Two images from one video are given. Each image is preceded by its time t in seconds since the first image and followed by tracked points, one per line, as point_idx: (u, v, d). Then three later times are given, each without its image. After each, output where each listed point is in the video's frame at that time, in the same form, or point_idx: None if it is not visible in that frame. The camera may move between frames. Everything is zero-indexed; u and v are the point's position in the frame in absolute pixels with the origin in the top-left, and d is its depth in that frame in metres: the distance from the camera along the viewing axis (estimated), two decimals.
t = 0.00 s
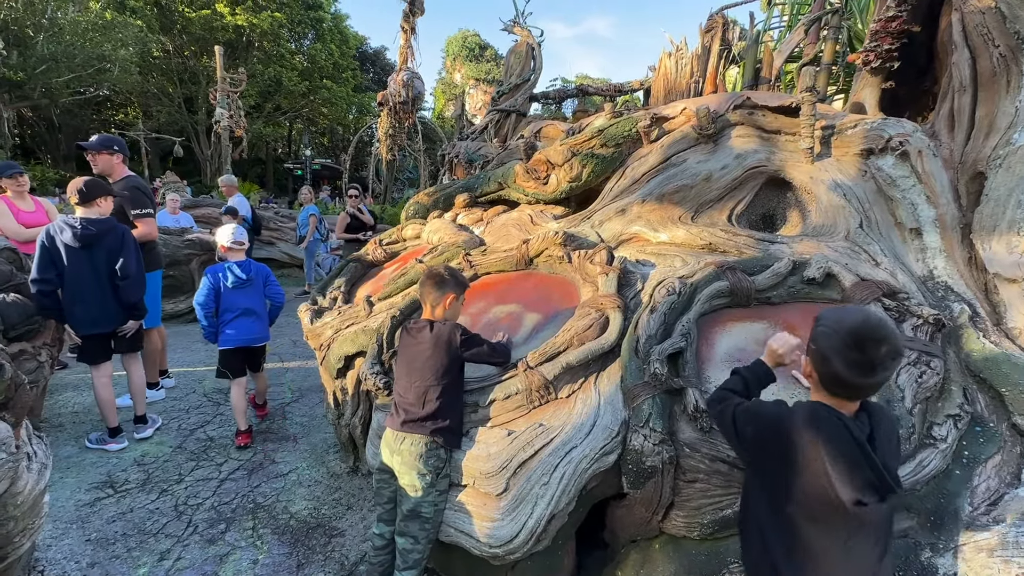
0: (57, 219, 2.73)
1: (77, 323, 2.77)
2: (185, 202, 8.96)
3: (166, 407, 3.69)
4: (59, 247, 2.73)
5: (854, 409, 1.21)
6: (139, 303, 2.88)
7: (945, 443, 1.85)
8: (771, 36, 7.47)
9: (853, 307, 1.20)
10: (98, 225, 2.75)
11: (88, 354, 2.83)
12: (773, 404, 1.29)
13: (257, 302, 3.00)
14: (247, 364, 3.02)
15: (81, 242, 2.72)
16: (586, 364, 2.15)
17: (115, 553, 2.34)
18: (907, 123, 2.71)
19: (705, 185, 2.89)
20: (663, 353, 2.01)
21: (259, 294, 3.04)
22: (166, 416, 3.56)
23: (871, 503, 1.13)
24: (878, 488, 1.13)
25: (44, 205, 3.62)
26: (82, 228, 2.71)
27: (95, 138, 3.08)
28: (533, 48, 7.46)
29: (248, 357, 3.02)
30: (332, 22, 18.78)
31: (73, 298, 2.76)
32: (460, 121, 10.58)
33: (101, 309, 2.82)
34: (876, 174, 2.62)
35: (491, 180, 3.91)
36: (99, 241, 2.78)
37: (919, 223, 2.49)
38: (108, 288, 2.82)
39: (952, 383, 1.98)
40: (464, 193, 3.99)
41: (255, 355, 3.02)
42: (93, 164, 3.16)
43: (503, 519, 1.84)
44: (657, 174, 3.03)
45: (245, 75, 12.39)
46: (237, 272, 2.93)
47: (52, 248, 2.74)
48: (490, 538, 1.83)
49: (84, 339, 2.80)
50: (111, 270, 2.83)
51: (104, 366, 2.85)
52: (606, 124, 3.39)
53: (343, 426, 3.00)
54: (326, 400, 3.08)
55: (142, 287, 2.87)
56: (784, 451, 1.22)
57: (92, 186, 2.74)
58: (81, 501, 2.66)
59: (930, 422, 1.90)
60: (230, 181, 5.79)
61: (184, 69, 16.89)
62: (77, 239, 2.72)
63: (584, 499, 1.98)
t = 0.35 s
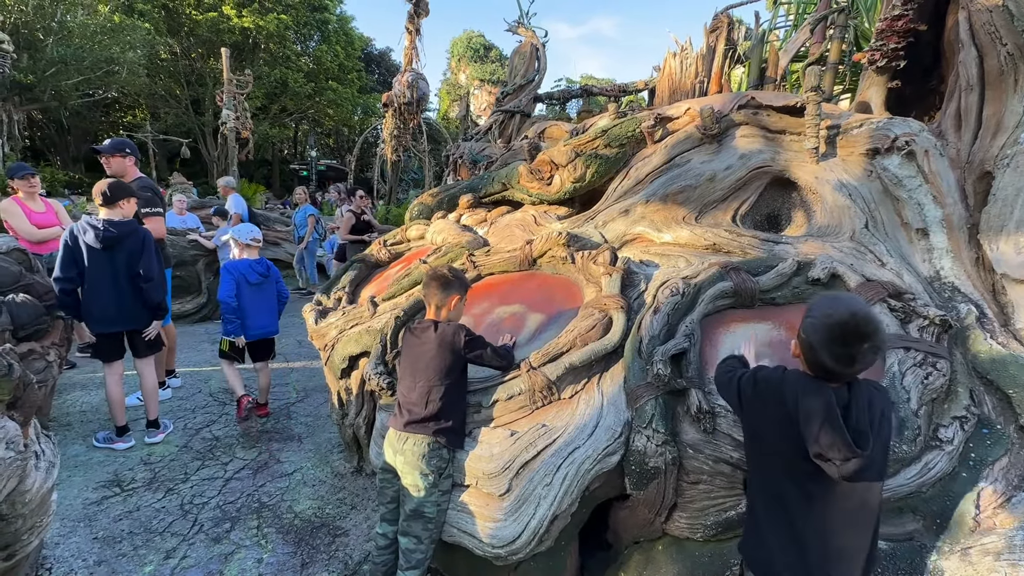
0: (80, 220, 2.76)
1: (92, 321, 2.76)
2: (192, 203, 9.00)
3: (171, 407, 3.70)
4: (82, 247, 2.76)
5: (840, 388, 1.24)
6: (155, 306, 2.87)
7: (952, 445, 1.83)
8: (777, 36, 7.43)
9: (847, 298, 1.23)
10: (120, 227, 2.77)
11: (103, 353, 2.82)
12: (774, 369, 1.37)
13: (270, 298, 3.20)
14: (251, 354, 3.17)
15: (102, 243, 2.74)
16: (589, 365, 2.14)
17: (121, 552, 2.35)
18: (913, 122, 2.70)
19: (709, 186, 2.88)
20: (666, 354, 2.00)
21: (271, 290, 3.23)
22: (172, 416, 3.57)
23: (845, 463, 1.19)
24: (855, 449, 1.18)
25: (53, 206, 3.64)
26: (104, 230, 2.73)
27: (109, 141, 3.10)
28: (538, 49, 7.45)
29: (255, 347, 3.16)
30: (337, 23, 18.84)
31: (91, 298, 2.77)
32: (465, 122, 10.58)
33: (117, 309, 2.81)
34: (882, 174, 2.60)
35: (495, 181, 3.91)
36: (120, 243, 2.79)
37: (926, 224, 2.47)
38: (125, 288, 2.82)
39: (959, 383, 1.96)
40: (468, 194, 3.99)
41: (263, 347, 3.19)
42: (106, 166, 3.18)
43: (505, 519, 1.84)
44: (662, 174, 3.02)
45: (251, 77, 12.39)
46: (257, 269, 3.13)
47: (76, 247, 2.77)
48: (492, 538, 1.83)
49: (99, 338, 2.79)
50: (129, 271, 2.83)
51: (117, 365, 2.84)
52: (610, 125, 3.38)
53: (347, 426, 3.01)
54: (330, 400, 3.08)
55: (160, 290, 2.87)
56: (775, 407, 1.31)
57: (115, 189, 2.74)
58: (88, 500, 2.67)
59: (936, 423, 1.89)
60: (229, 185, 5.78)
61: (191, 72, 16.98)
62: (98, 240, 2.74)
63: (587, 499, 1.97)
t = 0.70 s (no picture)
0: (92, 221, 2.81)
1: (97, 318, 2.76)
2: (192, 203, 9.00)
3: (172, 406, 3.69)
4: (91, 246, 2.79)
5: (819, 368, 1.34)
6: (162, 306, 2.87)
7: (954, 443, 1.82)
8: (778, 34, 7.41)
9: (825, 287, 1.34)
10: (128, 227, 2.78)
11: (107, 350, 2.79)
12: (756, 356, 1.43)
13: (264, 292, 3.21)
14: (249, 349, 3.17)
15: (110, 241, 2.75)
16: (590, 364, 2.14)
17: (122, 550, 2.35)
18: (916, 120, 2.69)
19: (710, 184, 2.87)
20: (667, 352, 1.99)
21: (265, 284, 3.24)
22: (173, 415, 3.57)
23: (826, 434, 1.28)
24: (832, 422, 1.28)
25: (54, 205, 3.64)
26: (112, 229, 2.75)
27: (111, 141, 3.10)
28: (539, 47, 7.44)
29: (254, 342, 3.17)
30: (338, 23, 18.84)
31: (98, 297, 2.77)
32: (466, 121, 10.57)
33: (121, 308, 2.79)
34: (884, 172, 2.60)
35: (496, 180, 3.90)
36: (129, 243, 2.79)
37: (928, 222, 2.46)
38: (130, 286, 2.79)
39: (960, 381, 1.95)
40: (468, 193, 3.99)
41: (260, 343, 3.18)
42: (109, 166, 3.18)
43: (506, 518, 1.83)
44: (662, 173, 3.01)
45: (252, 75, 12.31)
46: (248, 263, 3.13)
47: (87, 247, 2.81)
48: (493, 537, 1.83)
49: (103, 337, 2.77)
50: (138, 272, 2.81)
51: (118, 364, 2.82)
52: (611, 124, 3.37)
53: (347, 425, 3.00)
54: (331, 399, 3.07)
55: (166, 290, 2.84)
56: (760, 389, 1.37)
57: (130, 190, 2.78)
58: (89, 499, 2.67)
59: (938, 422, 1.88)
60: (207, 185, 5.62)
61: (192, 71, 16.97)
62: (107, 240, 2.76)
63: (588, 498, 1.97)
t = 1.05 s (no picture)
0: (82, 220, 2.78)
1: (86, 317, 2.77)
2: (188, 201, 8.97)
3: (168, 405, 3.68)
4: (82, 244, 2.79)
5: (806, 371, 1.34)
6: (152, 307, 2.84)
7: (951, 442, 1.82)
8: (775, 33, 7.40)
9: (807, 288, 1.33)
10: (118, 227, 2.75)
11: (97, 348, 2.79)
12: (746, 360, 1.42)
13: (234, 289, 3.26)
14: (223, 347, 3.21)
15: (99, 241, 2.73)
16: (587, 362, 2.14)
17: (118, 550, 2.34)
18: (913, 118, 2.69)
19: (708, 183, 2.87)
20: (665, 351, 1.99)
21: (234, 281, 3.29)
22: (170, 414, 3.56)
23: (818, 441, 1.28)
24: (822, 429, 1.28)
25: (47, 202, 3.62)
26: (102, 229, 2.73)
27: (104, 139, 3.10)
28: (536, 45, 7.42)
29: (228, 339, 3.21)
30: (335, 20, 18.80)
31: (87, 296, 2.77)
32: (463, 119, 10.55)
33: (108, 308, 2.77)
34: (880, 170, 2.60)
35: (493, 178, 3.89)
36: (119, 243, 2.77)
37: (925, 221, 2.46)
38: (117, 287, 2.77)
39: (956, 380, 1.96)
40: (466, 191, 3.98)
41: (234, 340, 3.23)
42: (99, 163, 3.16)
43: (503, 517, 1.83)
44: (660, 171, 3.01)
45: (247, 73, 12.25)
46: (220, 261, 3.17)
47: (77, 245, 2.81)
48: (490, 536, 1.82)
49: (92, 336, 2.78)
50: (128, 273, 2.79)
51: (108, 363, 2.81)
52: (609, 122, 3.37)
53: (344, 424, 2.99)
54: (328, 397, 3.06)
55: (154, 291, 2.81)
56: (749, 395, 1.36)
57: (116, 189, 2.72)
58: (85, 498, 2.66)
59: (934, 420, 1.88)
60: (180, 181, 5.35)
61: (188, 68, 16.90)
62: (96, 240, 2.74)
63: (585, 496, 1.97)
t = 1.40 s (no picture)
0: (60, 217, 2.74)
1: (68, 318, 2.74)
2: (182, 197, 8.92)
3: (163, 403, 3.67)
4: (60, 243, 2.74)
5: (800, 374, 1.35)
6: (135, 304, 2.83)
7: (941, 437, 1.84)
8: (770, 30, 7.41)
9: (803, 289, 1.35)
10: (100, 224, 2.73)
11: (76, 347, 2.77)
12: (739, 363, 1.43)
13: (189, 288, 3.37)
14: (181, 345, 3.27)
15: (81, 239, 2.71)
16: (583, 359, 2.15)
17: (113, 548, 2.34)
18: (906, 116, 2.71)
19: (703, 180, 2.88)
20: (659, 348, 2.00)
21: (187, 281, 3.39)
22: (165, 412, 3.55)
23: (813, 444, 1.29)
24: (817, 432, 1.29)
25: (38, 199, 3.60)
26: (83, 227, 2.70)
27: (81, 134, 3.12)
28: (532, 42, 7.40)
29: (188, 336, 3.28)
30: (329, 15, 18.72)
31: (70, 296, 2.74)
32: (459, 115, 10.53)
33: (93, 307, 2.76)
34: (873, 168, 2.62)
35: (488, 175, 3.89)
36: (102, 241, 2.75)
37: (917, 218, 2.48)
38: (102, 285, 2.76)
39: (947, 375, 1.99)
40: (461, 188, 3.98)
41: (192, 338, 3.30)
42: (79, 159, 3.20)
43: (498, 514, 1.83)
44: (654, 168, 3.03)
45: (241, 68, 12.18)
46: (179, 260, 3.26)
47: (55, 243, 2.76)
48: (486, 532, 1.82)
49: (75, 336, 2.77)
50: (113, 271, 2.78)
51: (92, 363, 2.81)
52: (604, 119, 3.37)
53: (340, 421, 3.00)
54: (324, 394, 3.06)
55: (139, 288, 2.80)
56: (744, 399, 1.37)
57: (90, 184, 2.69)
58: (79, 496, 2.65)
59: (925, 416, 1.90)
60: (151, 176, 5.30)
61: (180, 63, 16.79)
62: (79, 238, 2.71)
63: (580, 493, 1.98)
